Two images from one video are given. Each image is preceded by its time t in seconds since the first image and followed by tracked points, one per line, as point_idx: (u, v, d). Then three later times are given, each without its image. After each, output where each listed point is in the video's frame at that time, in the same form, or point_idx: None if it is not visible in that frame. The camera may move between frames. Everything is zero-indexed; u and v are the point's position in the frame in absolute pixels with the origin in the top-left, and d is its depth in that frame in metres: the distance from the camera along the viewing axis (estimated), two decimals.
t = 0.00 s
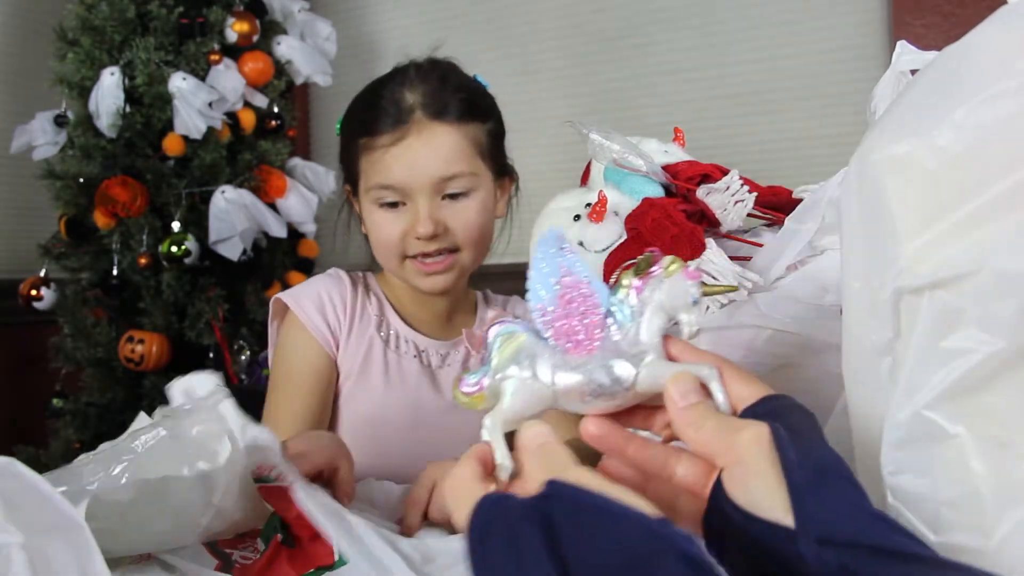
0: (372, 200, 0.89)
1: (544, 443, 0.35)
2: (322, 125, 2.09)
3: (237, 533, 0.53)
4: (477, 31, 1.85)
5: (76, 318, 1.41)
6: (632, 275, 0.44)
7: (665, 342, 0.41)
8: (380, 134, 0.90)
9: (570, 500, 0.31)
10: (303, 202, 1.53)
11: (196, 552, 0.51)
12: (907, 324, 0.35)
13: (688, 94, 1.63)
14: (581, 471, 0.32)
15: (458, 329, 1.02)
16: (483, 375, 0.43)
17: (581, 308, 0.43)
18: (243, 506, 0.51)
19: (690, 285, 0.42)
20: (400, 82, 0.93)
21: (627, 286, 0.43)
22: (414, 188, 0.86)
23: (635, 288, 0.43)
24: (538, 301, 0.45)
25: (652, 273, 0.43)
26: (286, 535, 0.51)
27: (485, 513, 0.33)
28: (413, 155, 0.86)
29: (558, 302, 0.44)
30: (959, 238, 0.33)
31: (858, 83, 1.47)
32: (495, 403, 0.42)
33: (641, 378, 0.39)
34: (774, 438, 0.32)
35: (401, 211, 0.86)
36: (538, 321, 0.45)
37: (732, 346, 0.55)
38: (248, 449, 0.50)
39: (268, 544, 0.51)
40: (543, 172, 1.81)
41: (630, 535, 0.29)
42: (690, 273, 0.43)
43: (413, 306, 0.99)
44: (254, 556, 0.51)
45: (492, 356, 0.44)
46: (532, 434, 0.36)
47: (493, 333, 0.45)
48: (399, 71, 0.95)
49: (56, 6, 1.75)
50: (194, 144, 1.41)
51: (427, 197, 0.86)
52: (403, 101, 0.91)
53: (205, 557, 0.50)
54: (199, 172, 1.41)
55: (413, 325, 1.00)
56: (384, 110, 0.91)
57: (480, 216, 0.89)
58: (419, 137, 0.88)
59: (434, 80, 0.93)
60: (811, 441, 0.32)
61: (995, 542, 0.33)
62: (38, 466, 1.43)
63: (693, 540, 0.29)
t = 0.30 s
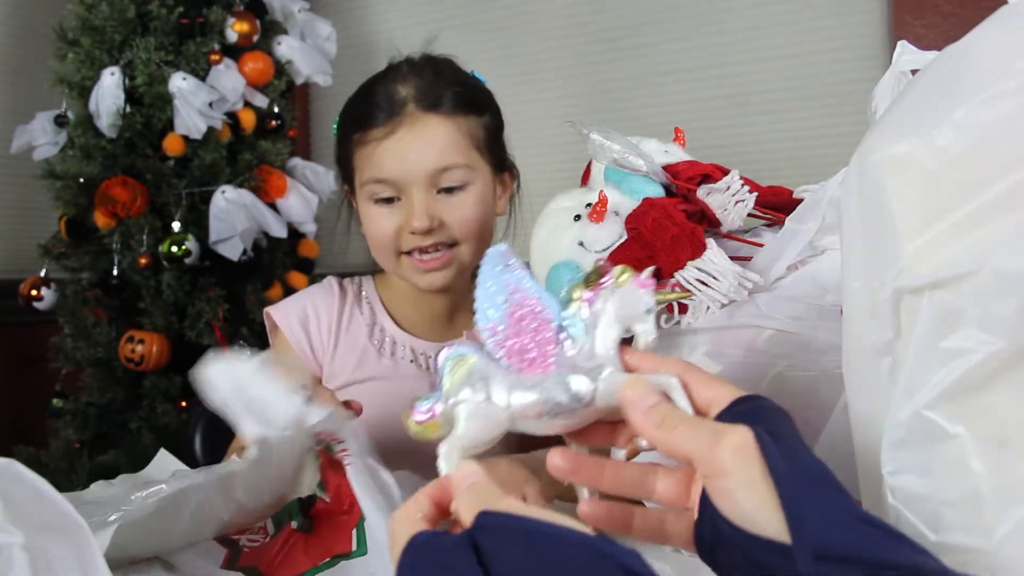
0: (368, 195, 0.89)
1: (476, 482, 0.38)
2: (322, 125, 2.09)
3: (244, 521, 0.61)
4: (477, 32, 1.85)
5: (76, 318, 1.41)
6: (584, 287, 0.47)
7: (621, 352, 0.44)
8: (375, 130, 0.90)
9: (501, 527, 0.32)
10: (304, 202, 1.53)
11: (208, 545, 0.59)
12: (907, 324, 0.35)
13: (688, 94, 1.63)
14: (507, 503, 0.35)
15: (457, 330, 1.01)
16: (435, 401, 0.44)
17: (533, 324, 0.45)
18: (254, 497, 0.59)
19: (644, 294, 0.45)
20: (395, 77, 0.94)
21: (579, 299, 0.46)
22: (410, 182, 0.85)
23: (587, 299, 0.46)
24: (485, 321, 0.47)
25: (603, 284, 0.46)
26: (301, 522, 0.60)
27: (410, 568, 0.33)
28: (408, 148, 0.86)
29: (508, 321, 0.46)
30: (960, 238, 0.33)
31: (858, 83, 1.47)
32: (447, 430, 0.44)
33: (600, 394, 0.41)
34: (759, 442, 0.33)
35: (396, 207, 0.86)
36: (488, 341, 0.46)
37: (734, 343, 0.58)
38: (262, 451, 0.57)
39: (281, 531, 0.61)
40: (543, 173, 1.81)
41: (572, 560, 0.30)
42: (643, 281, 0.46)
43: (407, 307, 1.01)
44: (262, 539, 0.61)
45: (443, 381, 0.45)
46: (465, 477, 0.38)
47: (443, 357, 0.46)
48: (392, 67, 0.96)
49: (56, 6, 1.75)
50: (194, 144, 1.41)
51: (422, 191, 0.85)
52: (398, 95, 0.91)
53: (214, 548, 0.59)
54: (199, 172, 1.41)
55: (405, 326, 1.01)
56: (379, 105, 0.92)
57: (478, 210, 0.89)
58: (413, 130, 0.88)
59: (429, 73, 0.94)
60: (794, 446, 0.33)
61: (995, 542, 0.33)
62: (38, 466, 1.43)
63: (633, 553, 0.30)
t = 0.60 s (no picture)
0: (352, 181, 0.89)
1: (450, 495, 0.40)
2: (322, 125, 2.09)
3: (241, 521, 0.61)
4: (477, 32, 1.85)
5: (76, 318, 1.41)
6: (562, 299, 0.47)
7: (602, 368, 0.48)
8: (364, 117, 0.91)
9: (474, 539, 0.34)
10: (304, 202, 1.52)
11: (206, 545, 0.59)
12: (907, 324, 0.35)
13: (689, 94, 1.63)
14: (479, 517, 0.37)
15: (441, 335, 1.03)
16: (410, 417, 0.44)
17: (510, 340, 0.46)
18: (258, 502, 0.60)
19: (623, 310, 0.45)
20: (389, 68, 0.95)
21: (556, 313, 0.46)
22: (393, 167, 0.86)
23: (564, 314, 0.46)
24: (462, 334, 0.47)
25: (581, 297, 0.46)
26: (300, 522, 0.62)
27: None
28: (394, 133, 0.87)
29: (484, 335, 0.47)
30: (959, 238, 0.33)
31: (858, 83, 1.47)
32: (421, 446, 0.44)
33: (574, 412, 0.43)
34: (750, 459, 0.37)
35: (379, 192, 0.86)
36: (464, 355, 0.47)
37: (733, 342, 0.59)
38: (273, 465, 0.57)
39: (280, 531, 0.62)
40: (543, 173, 1.81)
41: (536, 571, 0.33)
42: (622, 292, 0.45)
43: (392, 312, 1.03)
44: (260, 539, 0.61)
45: (417, 397, 0.45)
46: (435, 492, 0.40)
47: (418, 370, 0.46)
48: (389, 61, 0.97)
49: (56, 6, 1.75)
50: (194, 144, 1.41)
51: (406, 177, 0.85)
52: (391, 83, 0.92)
53: (212, 548, 0.59)
54: (199, 173, 1.41)
55: (384, 331, 1.03)
56: (370, 91, 0.92)
57: (462, 203, 0.89)
58: (400, 116, 0.88)
59: (420, 65, 0.95)
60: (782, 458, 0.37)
61: (995, 542, 0.34)
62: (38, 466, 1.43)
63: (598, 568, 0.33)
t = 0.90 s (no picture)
0: (353, 175, 0.88)
1: (451, 489, 0.39)
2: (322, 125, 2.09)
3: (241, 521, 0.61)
4: (477, 32, 1.85)
5: (76, 318, 1.41)
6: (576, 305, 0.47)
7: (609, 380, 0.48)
8: (371, 113, 0.90)
9: (466, 542, 0.34)
10: (304, 202, 1.52)
11: (207, 546, 0.59)
12: (907, 323, 0.35)
13: (689, 95, 1.63)
14: (477, 519, 0.36)
15: (425, 335, 1.03)
16: (415, 408, 0.44)
17: (523, 339, 0.46)
18: (259, 502, 0.60)
19: (636, 322, 0.45)
20: (400, 65, 0.94)
21: (570, 317, 0.47)
22: (399, 167, 0.85)
23: (578, 320, 0.47)
24: (474, 329, 0.47)
25: (597, 305, 0.47)
26: (300, 521, 0.63)
27: (373, 575, 0.35)
28: (402, 134, 0.86)
29: (497, 331, 0.46)
30: (959, 237, 0.33)
31: (858, 83, 1.47)
32: (424, 435, 0.44)
33: (584, 418, 0.43)
34: (767, 458, 0.38)
35: (381, 191, 0.86)
36: (475, 350, 0.46)
37: (733, 342, 0.59)
38: (272, 465, 0.57)
39: (280, 530, 0.63)
40: (544, 173, 1.81)
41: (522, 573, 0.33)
42: (636, 305, 0.46)
43: (377, 309, 1.03)
44: (260, 540, 0.61)
45: (423, 387, 0.45)
46: (436, 484, 0.39)
47: (425, 362, 0.46)
48: (399, 57, 0.97)
49: (56, 6, 1.75)
50: (194, 144, 1.41)
51: (410, 179, 0.85)
52: (401, 81, 0.92)
53: (212, 548, 0.59)
54: (199, 173, 1.41)
55: (367, 331, 1.03)
56: (377, 87, 0.92)
57: (461, 209, 0.89)
58: (410, 117, 0.88)
59: (433, 67, 0.95)
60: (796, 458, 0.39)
61: (995, 542, 0.34)
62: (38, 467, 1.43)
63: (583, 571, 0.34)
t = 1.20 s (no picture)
0: (356, 180, 0.88)
1: (444, 505, 0.39)
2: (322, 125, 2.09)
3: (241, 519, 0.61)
4: (477, 31, 1.85)
5: (76, 318, 1.41)
6: (583, 310, 0.46)
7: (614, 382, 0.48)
8: (377, 119, 0.90)
9: (444, 567, 0.34)
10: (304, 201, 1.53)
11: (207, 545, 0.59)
12: (907, 323, 0.35)
13: (689, 94, 1.63)
14: (458, 540, 0.36)
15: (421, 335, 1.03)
16: (413, 414, 0.44)
17: (526, 344, 0.45)
18: (259, 501, 0.60)
19: (642, 331, 0.45)
20: (408, 69, 0.94)
21: (576, 323, 0.46)
22: (405, 176, 0.85)
23: (582, 328, 0.45)
24: (477, 331, 0.46)
25: (605, 312, 0.46)
26: (300, 521, 0.64)
27: None
28: (411, 142, 0.86)
29: (500, 335, 0.46)
30: (958, 237, 0.33)
31: (858, 83, 1.47)
32: (422, 441, 0.45)
33: (584, 427, 0.43)
34: (770, 463, 0.39)
35: (385, 198, 0.86)
36: (479, 353, 0.46)
37: (732, 343, 0.58)
38: (272, 465, 0.57)
39: (280, 530, 0.64)
40: (544, 173, 1.81)
41: None
42: (643, 311, 0.45)
43: (372, 308, 1.03)
44: (261, 539, 0.62)
45: (422, 391, 0.45)
46: (431, 500, 0.40)
47: (426, 364, 0.46)
48: (407, 58, 0.96)
49: (56, 6, 1.75)
50: (194, 144, 1.41)
51: (416, 188, 0.85)
52: (409, 87, 0.91)
53: (213, 547, 0.59)
54: (199, 173, 1.41)
55: (363, 330, 1.03)
56: (384, 91, 0.92)
57: (463, 218, 0.89)
58: (419, 125, 0.88)
59: (441, 73, 0.94)
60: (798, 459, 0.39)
61: (994, 543, 0.34)
62: (38, 467, 1.43)
63: None
